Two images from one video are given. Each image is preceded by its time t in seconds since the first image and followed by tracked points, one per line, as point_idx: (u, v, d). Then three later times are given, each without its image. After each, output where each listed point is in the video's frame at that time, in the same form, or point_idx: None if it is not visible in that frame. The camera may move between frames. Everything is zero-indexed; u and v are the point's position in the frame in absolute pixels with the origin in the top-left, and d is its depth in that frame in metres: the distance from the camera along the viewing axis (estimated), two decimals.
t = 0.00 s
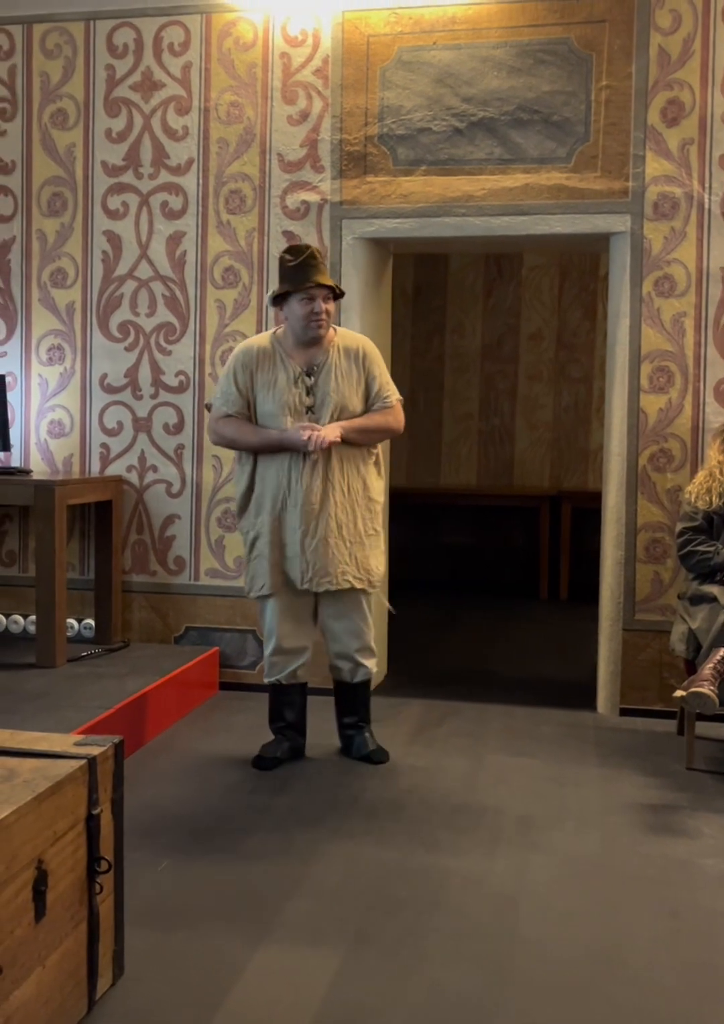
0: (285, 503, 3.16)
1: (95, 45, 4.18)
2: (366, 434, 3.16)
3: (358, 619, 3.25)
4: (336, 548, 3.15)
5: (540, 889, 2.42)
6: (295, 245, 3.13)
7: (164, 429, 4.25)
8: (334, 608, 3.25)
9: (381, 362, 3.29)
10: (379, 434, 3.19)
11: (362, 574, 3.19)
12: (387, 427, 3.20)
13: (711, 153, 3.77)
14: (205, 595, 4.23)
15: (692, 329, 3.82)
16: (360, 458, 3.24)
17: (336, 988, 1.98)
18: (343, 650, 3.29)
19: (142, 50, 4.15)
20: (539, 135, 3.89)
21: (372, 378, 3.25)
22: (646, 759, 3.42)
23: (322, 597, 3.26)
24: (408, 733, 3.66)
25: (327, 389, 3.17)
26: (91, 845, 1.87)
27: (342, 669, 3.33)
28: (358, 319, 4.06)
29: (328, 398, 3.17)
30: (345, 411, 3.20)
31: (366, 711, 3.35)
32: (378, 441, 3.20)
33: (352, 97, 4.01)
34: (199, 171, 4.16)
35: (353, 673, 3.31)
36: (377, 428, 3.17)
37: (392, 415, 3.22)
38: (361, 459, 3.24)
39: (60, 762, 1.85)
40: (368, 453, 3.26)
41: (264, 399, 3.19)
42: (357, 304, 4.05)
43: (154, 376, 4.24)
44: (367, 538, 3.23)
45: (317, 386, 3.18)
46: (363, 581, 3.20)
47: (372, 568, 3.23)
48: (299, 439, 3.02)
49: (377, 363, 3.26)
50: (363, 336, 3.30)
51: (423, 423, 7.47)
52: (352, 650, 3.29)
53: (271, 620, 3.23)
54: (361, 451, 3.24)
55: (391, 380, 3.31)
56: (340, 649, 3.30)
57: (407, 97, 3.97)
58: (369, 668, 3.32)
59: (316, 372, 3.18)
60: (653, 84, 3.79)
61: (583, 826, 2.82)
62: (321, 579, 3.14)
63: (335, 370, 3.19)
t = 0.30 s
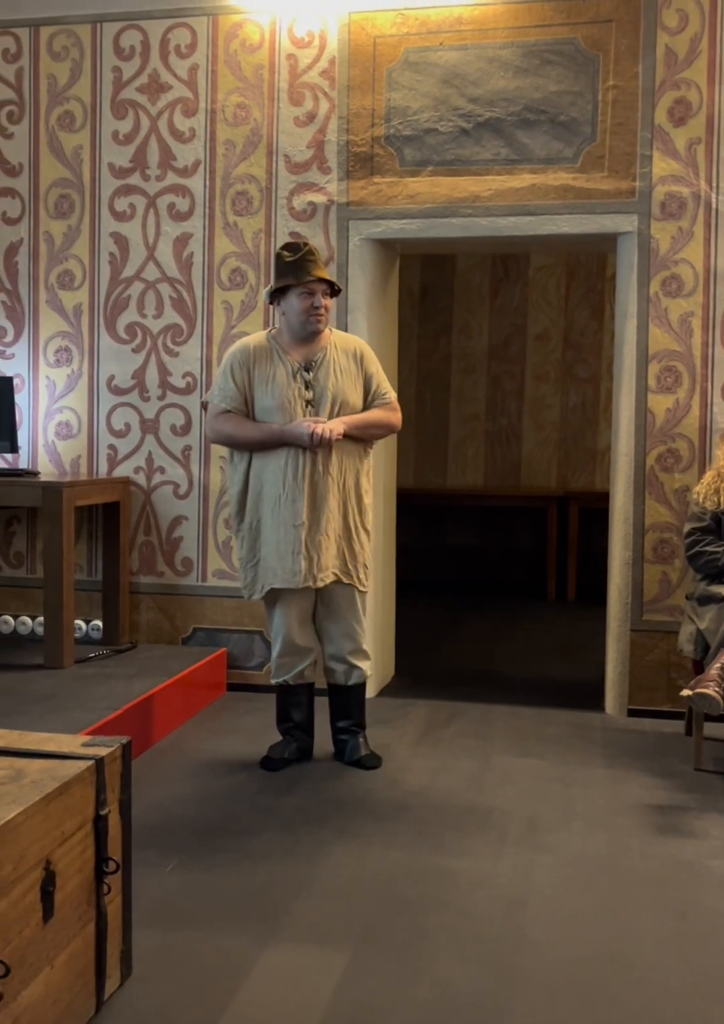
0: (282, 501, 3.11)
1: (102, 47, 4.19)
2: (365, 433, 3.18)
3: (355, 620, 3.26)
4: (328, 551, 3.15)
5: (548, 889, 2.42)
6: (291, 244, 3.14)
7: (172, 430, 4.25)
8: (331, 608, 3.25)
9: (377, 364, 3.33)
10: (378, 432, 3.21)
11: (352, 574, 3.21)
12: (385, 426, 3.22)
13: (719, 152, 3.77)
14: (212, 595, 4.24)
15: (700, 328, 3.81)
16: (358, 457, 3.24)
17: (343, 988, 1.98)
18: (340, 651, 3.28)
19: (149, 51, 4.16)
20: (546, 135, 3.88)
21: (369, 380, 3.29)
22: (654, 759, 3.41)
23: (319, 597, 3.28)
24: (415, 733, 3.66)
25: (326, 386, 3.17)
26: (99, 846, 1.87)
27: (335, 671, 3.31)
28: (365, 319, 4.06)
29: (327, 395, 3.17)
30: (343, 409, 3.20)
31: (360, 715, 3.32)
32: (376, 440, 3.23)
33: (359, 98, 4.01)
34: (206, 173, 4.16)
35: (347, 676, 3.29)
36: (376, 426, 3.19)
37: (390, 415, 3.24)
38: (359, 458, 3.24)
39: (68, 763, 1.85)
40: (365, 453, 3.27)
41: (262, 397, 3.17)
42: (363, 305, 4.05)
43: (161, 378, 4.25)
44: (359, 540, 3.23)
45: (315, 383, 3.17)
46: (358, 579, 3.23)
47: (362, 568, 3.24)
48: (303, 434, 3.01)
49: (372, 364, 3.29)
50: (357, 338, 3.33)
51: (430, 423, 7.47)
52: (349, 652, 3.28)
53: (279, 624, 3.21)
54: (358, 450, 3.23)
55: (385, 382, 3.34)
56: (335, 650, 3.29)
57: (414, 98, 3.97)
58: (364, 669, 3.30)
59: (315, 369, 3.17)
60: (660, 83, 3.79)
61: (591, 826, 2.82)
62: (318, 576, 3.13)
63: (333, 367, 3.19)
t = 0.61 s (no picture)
0: (285, 501, 3.11)
1: (111, 49, 4.21)
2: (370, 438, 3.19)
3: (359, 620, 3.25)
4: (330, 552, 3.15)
5: (558, 889, 2.42)
6: (311, 245, 3.13)
7: (181, 431, 4.26)
8: (337, 608, 3.25)
9: (384, 371, 3.35)
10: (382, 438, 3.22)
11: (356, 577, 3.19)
12: (389, 433, 3.24)
13: None
14: (222, 595, 4.25)
15: (710, 327, 3.80)
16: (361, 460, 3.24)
17: (353, 988, 1.98)
18: (347, 651, 3.28)
19: (158, 53, 4.17)
20: (555, 134, 3.88)
21: (376, 386, 3.30)
22: (664, 759, 3.40)
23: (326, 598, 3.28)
24: (425, 733, 3.66)
25: (335, 389, 3.18)
26: (109, 846, 1.87)
27: (345, 671, 3.30)
28: (374, 320, 4.06)
29: (335, 399, 3.17)
30: (351, 414, 3.21)
31: (370, 715, 3.32)
32: (379, 445, 3.24)
33: (367, 98, 4.02)
34: (215, 174, 4.17)
35: (356, 676, 3.29)
36: (381, 433, 3.21)
37: (394, 422, 3.26)
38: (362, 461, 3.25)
39: (78, 763, 1.85)
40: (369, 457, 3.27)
41: (270, 397, 3.17)
42: (372, 305, 4.05)
43: (170, 379, 4.26)
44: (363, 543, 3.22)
45: (324, 386, 3.18)
46: (364, 581, 3.22)
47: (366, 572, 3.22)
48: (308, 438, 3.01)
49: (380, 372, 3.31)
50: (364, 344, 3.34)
51: (439, 423, 7.46)
52: (356, 653, 3.27)
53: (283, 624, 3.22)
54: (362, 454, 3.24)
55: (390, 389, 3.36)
56: (342, 650, 3.29)
57: (422, 98, 3.97)
58: (372, 669, 3.29)
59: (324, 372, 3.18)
60: (669, 82, 3.78)
61: (601, 826, 2.81)
62: (320, 576, 3.16)
63: (342, 372, 3.20)
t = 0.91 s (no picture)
0: (298, 501, 3.12)
1: (124, 50, 4.22)
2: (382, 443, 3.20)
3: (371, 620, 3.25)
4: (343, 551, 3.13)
5: (574, 889, 2.41)
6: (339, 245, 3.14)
7: (195, 431, 4.27)
8: (350, 608, 3.25)
9: (397, 379, 3.36)
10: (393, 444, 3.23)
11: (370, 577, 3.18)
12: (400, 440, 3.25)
13: None
14: (236, 595, 4.25)
15: None
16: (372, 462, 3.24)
17: (369, 988, 1.98)
18: (360, 651, 3.28)
19: (171, 54, 4.18)
20: (568, 131, 3.87)
21: (388, 392, 3.31)
22: (680, 759, 3.39)
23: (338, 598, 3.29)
24: (440, 733, 3.65)
25: (350, 392, 3.18)
26: (124, 846, 1.88)
27: (357, 671, 3.31)
28: (387, 319, 4.06)
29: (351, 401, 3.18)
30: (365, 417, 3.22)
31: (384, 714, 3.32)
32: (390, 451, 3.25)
33: (380, 98, 4.01)
34: (228, 174, 4.17)
35: (369, 676, 3.29)
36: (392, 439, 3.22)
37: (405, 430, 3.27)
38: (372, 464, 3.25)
39: (94, 763, 1.86)
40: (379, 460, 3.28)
41: (286, 394, 3.16)
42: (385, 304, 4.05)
43: (184, 379, 4.27)
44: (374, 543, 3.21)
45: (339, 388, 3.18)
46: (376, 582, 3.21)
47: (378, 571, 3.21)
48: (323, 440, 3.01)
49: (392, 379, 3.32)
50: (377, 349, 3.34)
51: (453, 422, 7.45)
52: (368, 653, 3.28)
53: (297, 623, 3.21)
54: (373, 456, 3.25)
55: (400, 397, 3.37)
56: (355, 650, 3.29)
57: (435, 97, 3.97)
58: (384, 668, 3.30)
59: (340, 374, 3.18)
60: (684, 78, 3.76)
61: (617, 826, 2.80)
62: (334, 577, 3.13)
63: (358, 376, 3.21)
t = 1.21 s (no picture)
0: (320, 501, 3.12)
1: (142, 48, 4.22)
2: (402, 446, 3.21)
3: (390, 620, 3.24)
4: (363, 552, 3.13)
5: (595, 889, 2.39)
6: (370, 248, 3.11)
7: (214, 429, 4.27)
8: (369, 608, 3.24)
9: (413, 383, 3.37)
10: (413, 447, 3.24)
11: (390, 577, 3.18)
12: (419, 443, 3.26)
13: None
14: (255, 593, 4.25)
15: None
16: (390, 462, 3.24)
17: (389, 988, 1.97)
18: (379, 650, 3.27)
19: (188, 51, 4.18)
20: (587, 126, 3.84)
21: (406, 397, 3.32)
22: (702, 757, 3.36)
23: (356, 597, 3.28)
24: (460, 731, 3.64)
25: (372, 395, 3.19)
26: (144, 843, 1.88)
27: (376, 670, 3.30)
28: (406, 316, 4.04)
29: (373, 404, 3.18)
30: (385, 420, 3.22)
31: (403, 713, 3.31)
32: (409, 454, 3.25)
33: (398, 94, 4.00)
34: (246, 172, 4.17)
35: (388, 675, 3.28)
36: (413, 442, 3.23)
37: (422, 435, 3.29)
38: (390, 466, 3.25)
39: (113, 760, 1.86)
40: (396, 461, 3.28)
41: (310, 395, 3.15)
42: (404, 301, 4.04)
43: (203, 378, 4.27)
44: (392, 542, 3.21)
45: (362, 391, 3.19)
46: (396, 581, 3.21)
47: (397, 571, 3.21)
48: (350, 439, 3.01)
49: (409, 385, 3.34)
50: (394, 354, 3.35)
51: (472, 419, 7.42)
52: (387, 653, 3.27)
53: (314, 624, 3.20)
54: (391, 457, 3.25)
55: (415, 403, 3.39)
56: (373, 649, 3.28)
57: (452, 93, 3.95)
58: (403, 668, 3.29)
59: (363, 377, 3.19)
60: (704, 71, 3.72)
61: (639, 825, 2.78)
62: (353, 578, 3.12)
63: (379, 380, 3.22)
